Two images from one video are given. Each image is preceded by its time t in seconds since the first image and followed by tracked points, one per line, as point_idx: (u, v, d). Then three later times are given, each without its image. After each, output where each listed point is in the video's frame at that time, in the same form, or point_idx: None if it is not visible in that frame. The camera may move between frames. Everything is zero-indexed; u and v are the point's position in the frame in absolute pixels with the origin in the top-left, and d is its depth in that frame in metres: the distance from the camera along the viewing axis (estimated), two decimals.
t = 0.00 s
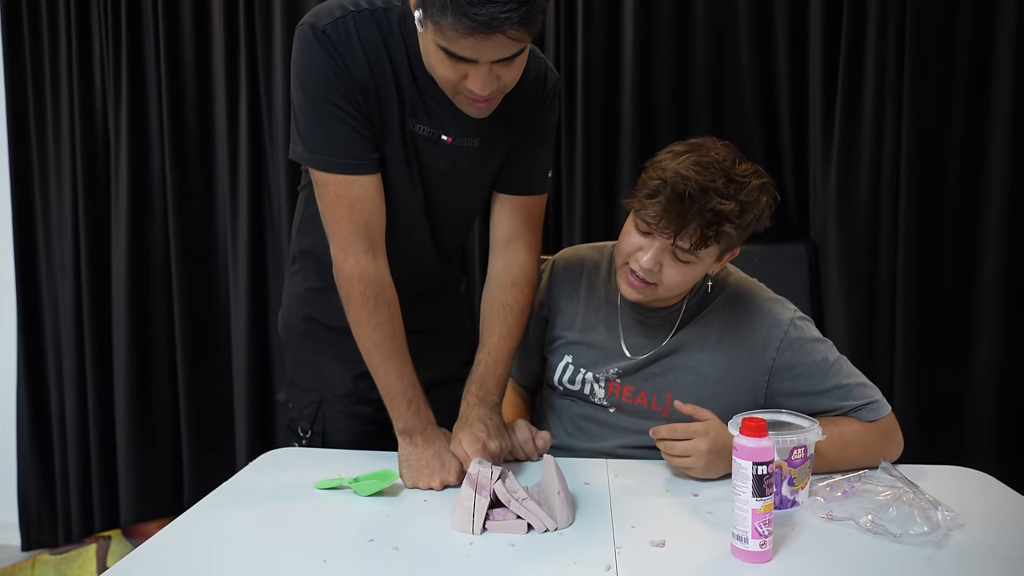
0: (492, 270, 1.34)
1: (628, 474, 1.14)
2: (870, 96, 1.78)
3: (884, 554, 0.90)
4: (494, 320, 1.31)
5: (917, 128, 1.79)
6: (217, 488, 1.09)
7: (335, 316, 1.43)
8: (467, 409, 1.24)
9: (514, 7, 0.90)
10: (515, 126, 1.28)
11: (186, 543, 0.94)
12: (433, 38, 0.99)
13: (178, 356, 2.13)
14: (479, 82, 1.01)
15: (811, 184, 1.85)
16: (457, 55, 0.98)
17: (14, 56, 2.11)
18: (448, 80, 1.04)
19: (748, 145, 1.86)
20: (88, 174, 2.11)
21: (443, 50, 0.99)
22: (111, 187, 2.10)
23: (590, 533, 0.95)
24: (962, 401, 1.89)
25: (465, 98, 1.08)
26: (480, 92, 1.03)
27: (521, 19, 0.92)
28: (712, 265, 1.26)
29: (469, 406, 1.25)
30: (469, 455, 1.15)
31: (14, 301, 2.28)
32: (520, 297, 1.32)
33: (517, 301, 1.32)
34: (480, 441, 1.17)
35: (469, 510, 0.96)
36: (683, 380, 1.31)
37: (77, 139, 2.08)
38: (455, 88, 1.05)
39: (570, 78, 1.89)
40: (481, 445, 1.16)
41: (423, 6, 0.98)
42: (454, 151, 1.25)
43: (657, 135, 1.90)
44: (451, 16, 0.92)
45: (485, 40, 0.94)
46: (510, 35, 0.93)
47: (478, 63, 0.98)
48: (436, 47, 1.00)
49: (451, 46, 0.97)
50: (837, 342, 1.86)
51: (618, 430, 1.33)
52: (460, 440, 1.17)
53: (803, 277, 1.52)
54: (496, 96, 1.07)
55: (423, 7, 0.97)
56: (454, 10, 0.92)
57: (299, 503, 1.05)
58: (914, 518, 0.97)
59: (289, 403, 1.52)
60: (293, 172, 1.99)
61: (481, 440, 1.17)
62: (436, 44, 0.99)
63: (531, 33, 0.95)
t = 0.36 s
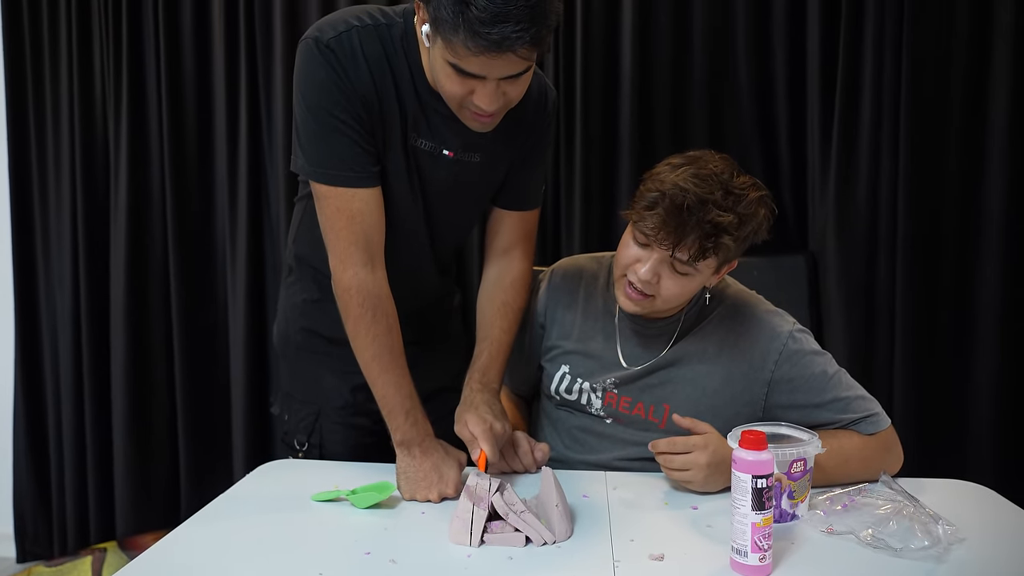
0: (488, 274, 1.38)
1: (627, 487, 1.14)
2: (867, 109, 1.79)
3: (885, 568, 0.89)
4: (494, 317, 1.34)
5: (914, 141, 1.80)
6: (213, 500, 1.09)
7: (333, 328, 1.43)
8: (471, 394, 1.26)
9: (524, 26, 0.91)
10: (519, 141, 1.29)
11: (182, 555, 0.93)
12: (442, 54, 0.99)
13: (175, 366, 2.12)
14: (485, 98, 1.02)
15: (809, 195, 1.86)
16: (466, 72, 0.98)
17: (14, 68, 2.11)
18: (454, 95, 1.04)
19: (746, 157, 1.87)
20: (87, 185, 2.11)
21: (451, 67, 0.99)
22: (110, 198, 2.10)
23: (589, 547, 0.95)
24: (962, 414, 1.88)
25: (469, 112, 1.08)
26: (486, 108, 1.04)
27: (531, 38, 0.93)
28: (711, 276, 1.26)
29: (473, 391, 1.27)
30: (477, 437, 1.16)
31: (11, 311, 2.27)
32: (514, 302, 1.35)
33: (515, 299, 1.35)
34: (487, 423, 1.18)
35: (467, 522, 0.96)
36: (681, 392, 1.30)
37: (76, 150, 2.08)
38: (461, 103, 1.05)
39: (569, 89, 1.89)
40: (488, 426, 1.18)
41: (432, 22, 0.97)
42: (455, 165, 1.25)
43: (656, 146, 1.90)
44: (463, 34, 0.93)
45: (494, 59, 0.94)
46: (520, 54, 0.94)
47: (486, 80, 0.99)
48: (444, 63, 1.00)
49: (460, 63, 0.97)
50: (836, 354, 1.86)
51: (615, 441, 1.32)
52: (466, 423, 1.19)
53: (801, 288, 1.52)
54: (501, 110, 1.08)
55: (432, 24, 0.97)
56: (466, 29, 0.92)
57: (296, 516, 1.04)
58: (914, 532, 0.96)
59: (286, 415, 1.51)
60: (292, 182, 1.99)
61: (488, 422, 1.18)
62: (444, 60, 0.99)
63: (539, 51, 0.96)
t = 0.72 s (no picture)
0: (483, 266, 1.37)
1: (625, 482, 1.14)
2: (865, 106, 1.78)
3: (882, 563, 0.89)
4: (491, 308, 1.33)
5: (913, 137, 1.79)
6: (211, 496, 1.08)
7: (331, 324, 1.43)
8: (470, 379, 1.26)
9: (517, 21, 0.90)
10: (515, 138, 1.29)
11: (178, 551, 0.93)
12: (436, 50, 0.98)
13: (173, 363, 2.12)
14: (480, 93, 1.01)
15: (807, 192, 1.85)
16: (459, 67, 0.98)
17: (10, 64, 2.10)
18: (449, 91, 1.03)
19: (744, 153, 1.87)
20: (84, 183, 2.11)
21: (445, 62, 0.99)
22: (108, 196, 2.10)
23: (587, 542, 0.95)
24: (959, 410, 1.88)
25: (464, 107, 1.08)
26: (481, 103, 1.04)
27: (524, 33, 0.92)
28: (710, 269, 1.25)
29: (472, 377, 1.26)
30: (480, 418, 1.16)
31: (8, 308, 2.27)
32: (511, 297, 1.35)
33: (512, 290, 1.35)
34: (489, 405, 1.19)
35: (464, 517, 0.96)
36: (679, 387, 1.30)
37: (73, 147, 2.08)
38: (456, 98, 1.05)
39: (567, 85, 1.89)
40: (490, 407, 1.18)
41: (424, 17, 0.97)
42: (451, 161, 1.25)
43: (654, 143, 1.90)
44: (455, 30, 0.92)
45: (488, 54, 0.94)
46: (513, 49, 0.94)
47: (480, 75, 0.98)
48: (438, 59, 1.00)
49: (453, 58, 0.97)
50: (834, 350, 1.85)
51: (613, 436, 1.32)
52: (468, 406, 1.19)
53: (799, 284, 1.51)
54: (496, 105, 1.07)
55: (425, 19, 0.96)
56: (457, 24, 0.91)
57: (293, 512, 1.04)
58: (911, 527, 0.96)
59: (283, 412, 1.51)
60: (289, 179, 1.99)
61: (490, 403, 1.19)
62: (438, 55, 0.99)
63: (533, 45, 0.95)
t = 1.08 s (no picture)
0: (479, 265, 1.36)
1: (623, 474, 1.13)
2: (863, 96, 1.78)
3: (881, 554, 0.89)
4: (492, 310, 1.33)
5: (911, 128, 1.79)
6: (208, 491, 1.08)
7: (328, 317, 1.42)
8: (481, 392, 1.26)
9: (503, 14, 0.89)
10: (509, 132, 1.28)
11: (176, 546, 0.93)
12: (425, 44, 0.98)
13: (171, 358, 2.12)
14: (470, 87, 1.00)
15: (805, 183, 1.85)
16: (448, 60, 0.97)
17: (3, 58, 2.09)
18: (440, 84, 1.03)
19: (741, 144, 1.86)
20: (79, 177, 2.10)
21: (434, 56, 0.98)
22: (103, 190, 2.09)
23: (586, 535, 0.94)
24: (957, 401, 1.88)
25: (456, 100, 1.07)
26: (471, 96, 1.03)
27: (510, 26, 0.91)
28: (707, 259, 1.25)
29: (481, 391, 1.26)
30: (497, 436, 1.16)
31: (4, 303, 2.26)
32: (508, 292, 1.34)
33: (512, 290, 1.35)
34: (505, 421, 1.19)
35: (463, 511, 0.96)
36: (677, 380, 1.30)
37: (68, 142, 2.07)
38: (447, 91, 1.04)
39: (565, 77, 1.88)
40: (506, 424, 1.18)
41: (414, 11, 0.96)
42: (446, 155, 1.24)
43: (651, 135, 1.89)
44: (442, 22, 0.91)
45: (475, 47, 0.93)
46: (500, 42, 0.93)
47: (468, 69, 0.98)
48: (427, 52, 0.99)
49: (441, 51, 0.96)
50: (832, 342, 1.85)
51: (612, 429, 1.32)
52: (484, 422, 1.19)
53: (798, 276, 1.51)
54: (488, 98, 1.07)
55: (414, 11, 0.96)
56: (444, 17, 0.91)
57: (291, 506, 1.03)
58: (909, 518, 0.96)
59: (281, 405, 1.50)
60: (285, 173, 1.97)
61: (506, 419, 1.19)
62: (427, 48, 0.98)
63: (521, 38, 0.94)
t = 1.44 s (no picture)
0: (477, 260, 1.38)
1: (616, 490, 1.13)
2: (852, 107, 1.78)
3: (878, 570, 0.88)
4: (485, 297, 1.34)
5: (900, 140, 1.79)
6: (197, 507, 1.07)
7: (318, 331, 1.41)
8: (463, 363, 1.27)
9: (481, 19, 0.89)
10: (499, 140, 1.28)
11: (163, 563, 0.91)
12: (406, 52, 0.97)
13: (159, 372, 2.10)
14: (453, 93, 1.00)
15: (796, 195, 1.85)
16: (429, 67, 0.96)
17: None
18: (424, 92, 1.03)
19: (732, 156, 1.86)
20: (67, 189, 2.08)
21: (416, 64, 0.98)
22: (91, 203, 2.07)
23: (579, 552, 0.93)
24: (950, 413, 1.88)
25: (441, 108, 1.06)
26: (454, 104, 1.02)
27: (490, 30, 0.90)
28: (691, 268, 1.25)
29: (464, 360, 1.28)
30: (472, 404, 1.17)
31: None
32: (497, 306, 1.34)
33: (505, 280, 1.36)
34: (481, 391, 1.20)
35: (454, 529, 0.94)
36: (669, 394, 1.29)
37: (56, 154, 2.05)
38: (431, 100, 1.04)
39: (556, 90, 1.88)
40: (482, 394, 1.19)
41: (393, 20, 0.96)
42: (435, 164, 1.23)
43: (642, 147, 1.89)
44: (420, 30, 0.91)
45: (455, 52, 0.92)
46: (480, 46, 0.92)
47: (451, 76, 0.97)
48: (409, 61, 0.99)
49: (422, 59, 0.96)
50: (824, 354, 1.85)
51: (604, 444, 1.31)
52: (461, 393, 1.20)
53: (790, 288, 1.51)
54: (472, 105, 1.06)
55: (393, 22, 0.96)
56: (422, 24, 0.90)
57: (280, 523, 1.02)
58: (905, 533, 0.96)
59: (272, 420, 1.49)
60: (275, 185, 1.97)
61: (481, 390, 1.20)
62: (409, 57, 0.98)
63: (502, 42, 0.93)
